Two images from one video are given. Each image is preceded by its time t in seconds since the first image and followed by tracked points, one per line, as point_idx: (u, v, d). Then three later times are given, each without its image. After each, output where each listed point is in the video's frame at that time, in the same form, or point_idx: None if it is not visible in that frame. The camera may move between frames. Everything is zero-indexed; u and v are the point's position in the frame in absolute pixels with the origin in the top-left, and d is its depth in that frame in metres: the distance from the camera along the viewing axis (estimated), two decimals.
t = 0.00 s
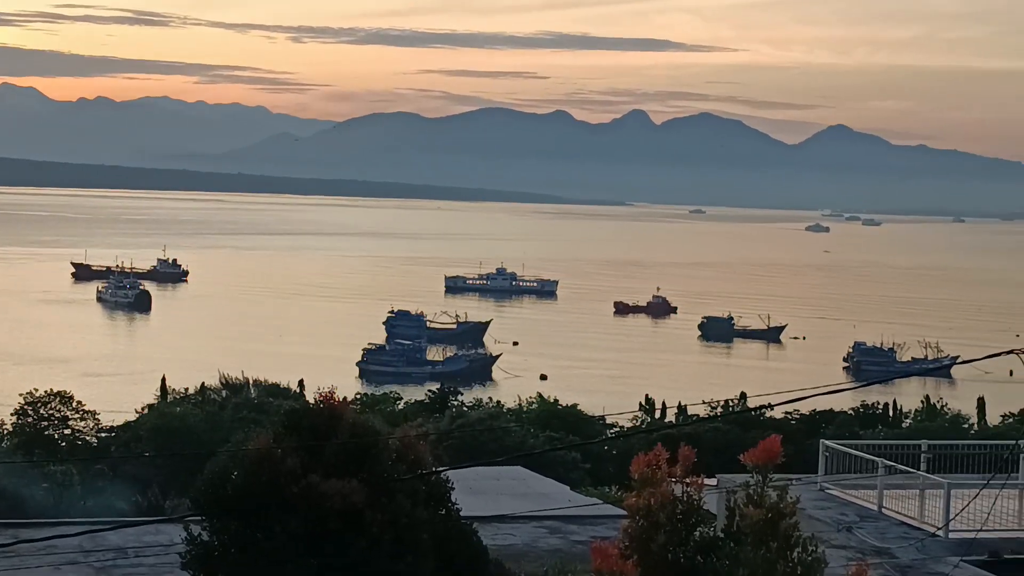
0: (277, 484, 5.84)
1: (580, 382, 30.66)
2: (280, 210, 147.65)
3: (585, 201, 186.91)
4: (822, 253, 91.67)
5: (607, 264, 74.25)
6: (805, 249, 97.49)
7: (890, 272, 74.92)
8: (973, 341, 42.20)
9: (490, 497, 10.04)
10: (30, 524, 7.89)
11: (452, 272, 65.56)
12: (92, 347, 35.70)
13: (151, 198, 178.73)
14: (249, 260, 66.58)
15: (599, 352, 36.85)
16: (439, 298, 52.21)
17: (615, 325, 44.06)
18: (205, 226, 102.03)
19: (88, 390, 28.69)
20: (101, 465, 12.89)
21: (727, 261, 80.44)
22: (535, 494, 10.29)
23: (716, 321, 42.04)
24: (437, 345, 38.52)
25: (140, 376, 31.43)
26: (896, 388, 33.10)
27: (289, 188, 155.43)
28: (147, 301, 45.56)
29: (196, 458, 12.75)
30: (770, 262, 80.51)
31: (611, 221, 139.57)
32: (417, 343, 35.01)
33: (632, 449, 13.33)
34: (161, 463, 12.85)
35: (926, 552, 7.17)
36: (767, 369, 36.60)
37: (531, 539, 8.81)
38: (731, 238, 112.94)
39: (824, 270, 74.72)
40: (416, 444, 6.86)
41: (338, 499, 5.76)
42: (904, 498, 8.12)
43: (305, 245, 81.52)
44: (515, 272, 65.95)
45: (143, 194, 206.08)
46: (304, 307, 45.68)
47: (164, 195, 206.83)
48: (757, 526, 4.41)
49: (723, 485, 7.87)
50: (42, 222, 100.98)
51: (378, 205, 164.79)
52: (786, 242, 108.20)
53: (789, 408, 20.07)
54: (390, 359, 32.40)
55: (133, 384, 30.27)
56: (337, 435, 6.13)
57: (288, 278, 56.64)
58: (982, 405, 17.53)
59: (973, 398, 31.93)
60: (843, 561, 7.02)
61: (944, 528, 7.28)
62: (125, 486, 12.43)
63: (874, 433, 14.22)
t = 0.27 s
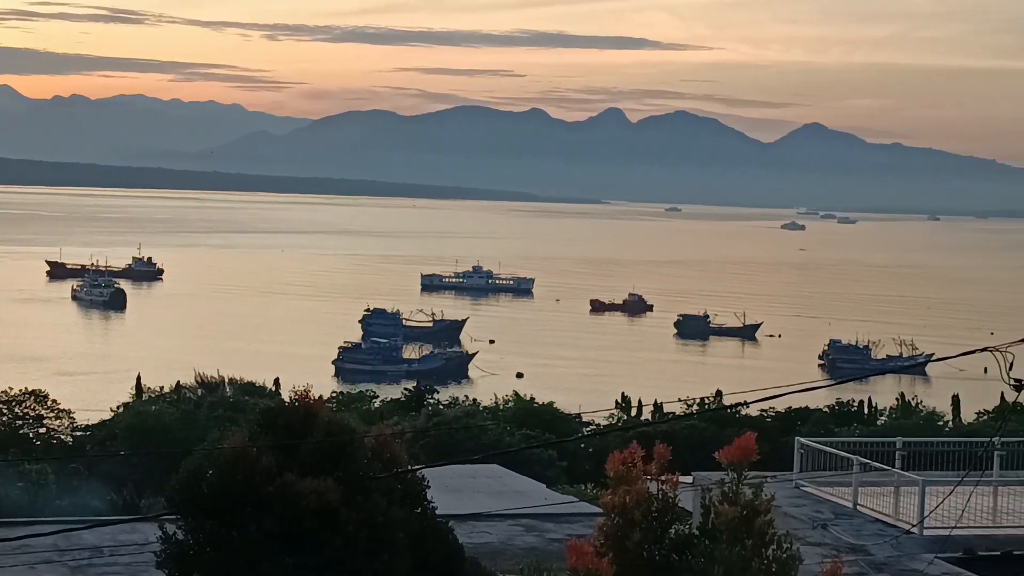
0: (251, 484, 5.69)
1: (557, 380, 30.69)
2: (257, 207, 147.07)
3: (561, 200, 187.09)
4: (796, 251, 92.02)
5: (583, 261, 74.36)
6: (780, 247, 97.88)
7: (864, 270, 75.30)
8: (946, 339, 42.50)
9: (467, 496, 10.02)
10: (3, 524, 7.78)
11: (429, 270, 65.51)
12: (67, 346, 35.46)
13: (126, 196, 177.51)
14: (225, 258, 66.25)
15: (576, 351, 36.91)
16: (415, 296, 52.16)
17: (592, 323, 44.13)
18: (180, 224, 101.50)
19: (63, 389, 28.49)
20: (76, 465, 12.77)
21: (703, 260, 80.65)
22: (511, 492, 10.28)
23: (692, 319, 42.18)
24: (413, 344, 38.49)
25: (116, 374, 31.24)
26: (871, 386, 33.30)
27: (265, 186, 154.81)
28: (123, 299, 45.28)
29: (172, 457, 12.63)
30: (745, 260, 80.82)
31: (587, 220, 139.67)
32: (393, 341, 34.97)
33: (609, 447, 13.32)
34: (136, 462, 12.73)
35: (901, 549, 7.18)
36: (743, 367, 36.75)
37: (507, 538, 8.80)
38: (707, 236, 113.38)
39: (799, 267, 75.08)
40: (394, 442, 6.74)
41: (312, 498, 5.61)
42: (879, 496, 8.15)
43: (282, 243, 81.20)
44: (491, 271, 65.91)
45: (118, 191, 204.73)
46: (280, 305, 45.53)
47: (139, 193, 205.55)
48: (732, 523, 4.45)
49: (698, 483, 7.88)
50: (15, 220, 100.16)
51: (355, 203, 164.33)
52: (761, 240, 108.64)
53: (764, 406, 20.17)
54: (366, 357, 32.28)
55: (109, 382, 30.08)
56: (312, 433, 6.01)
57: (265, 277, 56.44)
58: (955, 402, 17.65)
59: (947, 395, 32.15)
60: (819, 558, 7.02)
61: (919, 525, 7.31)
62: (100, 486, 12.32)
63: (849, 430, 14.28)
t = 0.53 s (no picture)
0: (221, 484, 5.60)
1: (528, 379, 30.68)
2: (228, 207, 146.11)
3: (534, 199, 187.14)
4: (767, 250, 92.35)
5: (554, 261, 74.40)
6: (752, 246, 98.24)
7: (834, 269, 75.67)
8: (916, 337, 42.82)
9: (438, 495, 9.98)
10: None
11: (400, 269, 65.35)
12: (35, 346, 35.13)
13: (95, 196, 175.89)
14: (195, 258, 65.84)
15: (548, 350, 36.90)
16: (386, 296, 52.01)
17: (563, 322, 44.13)
18: (150, 224, 100.75)
19: (31, 389, 28.22)
20: (45, 465, 12.66)
21: (674, 259, 80.84)
22: (484, 491, 10.26)
23: (664, 317, 42.26)
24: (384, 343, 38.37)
25: (85, 374, 30.98)
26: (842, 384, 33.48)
27: (236, 186, 153.86)
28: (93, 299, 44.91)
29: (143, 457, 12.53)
30: (715, 259, 81.09)
31: (559, 219, 139.65)
32: (364, 341, 34.88)
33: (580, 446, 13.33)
34: (107, 461, 12.60)
35: (871, 547, 7.20)
36: (715, 365, 36.85)
37: (478, 536, 8.79)
38: (678, 235, 113.66)
39: (769, 266, 75.45)
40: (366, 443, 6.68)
41: (284, 497, 5.52)
42: (848, 493, 8.20)
43: (253, 242, 80.76)
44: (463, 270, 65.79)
45: (88, 190, 202.93)
46: (250, 305, 45.30)
47: (110, 192, 203.84)
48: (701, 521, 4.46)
49: (670, 482, 7.88)
50: None
51: (327, 202, 163.61)
52: (731, 239, 109.07)
53: (735, 404, 20.23)
54: (338, 356, 32.08)
55: (79, 382, 29.83)
56: (284, 433, 5.95)
57: (235, 276, 56.13)
58: (924, 400, 17.78)
59: (918, 393, 32.35)
60: (792, 556, 7.04)
61: (889, 523, 7.36)
62: (70, 487, 12.19)
63: (820, 429, 14.34)
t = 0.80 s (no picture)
0: (188, 485, 5.50)
1: (496, 379, 30.71)
2: (196, 207, 145.25)
3: (503, 199, 187.23)
4: (734, 250, 92.90)
5: (523, 261, 74.50)
6: (720, 246, 98.68)
7: (801, 268, 76.17)
8: (881, 336, 43.18)
9: (404, 495, 9.94)
10: None
11: (368, 269, 65.23)
12: None
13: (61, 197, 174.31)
14: (161, 259, 65.42)
15: (517, 350, 36.95)
16: (354, 297, 51.93)
17: (531, 323, 44.21)
18: (116, 225, 100.02)
19: None
20: (9, 467, 12.51)
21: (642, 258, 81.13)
22: (450, 492, 10.24)
23: (631, 317, 42.44)
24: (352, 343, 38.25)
25: (50, 376, 30.73)
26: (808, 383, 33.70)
27: (204, 186, 152.98)
28: (59, 300, 44.53)
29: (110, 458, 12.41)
30: (684, 259, 81.42)
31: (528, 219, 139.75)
32: (331, 341, 34.83)
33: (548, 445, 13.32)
34: (73, 464, 12.47)
35: (838, 546, 7.23)
36: (682, 365, 37.00)
37: (446, 537, 8.76)
38: (645, 235, 114.15)
39: (736, 266, 75.87)
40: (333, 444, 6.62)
41: (250, 499, 5.43)
42: (815, 493, 8.22)
43: (220, 244, 80.32)
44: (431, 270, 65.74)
45: (54, 190, 201.08)
46: (217, 305, 45.09)
47: (76, 193, 202.07)
48: (668, 521, 4.49)
49: (637, 482, 7.87)
50: None
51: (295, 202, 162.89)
52: (698, 238, 109.66)
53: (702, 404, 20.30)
54: (305, 357, 32.08)
55: (43, 383, 29.59)
56: (249, 435, 5.86)
57: (202, 277, 55.84)
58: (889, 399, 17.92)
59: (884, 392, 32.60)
60: (759, 555, 7.04)
61: (855, 522, 7.38)
62: (35, 489, 12.06)
63: (786, 428, 14.41)
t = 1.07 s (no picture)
0: (147, 487, 5.39)
1: (459, 380, 30.69)
2: (157, 207, 143.97)
3: (468, 198, 186.98)
4: (696, 249, 93.47)
5: (486, 261, 74.50)
6: (682, 245, 99.30)
7: (762, 268, 76.67)
8: (842, 335, 43.57)
9: (367, 497, 9.91)
10: None
11: (331, 270, 64.97)
12: None
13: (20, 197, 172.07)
14: (121, 260, 64.84)
15: (480, 350, 36.95)
16: (316, 297, 51.72)
17: (494, 323, 44.23)
18: (75, 226, 98.98)
19: None
20: None
21: (604, 258, 81.39)
22: (412, 493, 10.20)
23: (594, 317, 42.57)
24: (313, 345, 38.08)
25: (8, 378, 30.36)
26: (771, 383, 33.91)
27: (166, 187, 151.71)
28: (19, 303, 44.02)
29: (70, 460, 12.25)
30: (645, 259, 81.75)
31: (491, 220, 139.64)
32: (293, 343, 34.68)
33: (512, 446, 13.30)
34: (33, 466, 12.29)
35: (800, 544, 7.25)
36: (645, 365, 37.14)
37: (408, 538, 8.73)
38: (608, 236, 114.52)
39: (697, 266, 76.25)
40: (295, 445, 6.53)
41: (212, 501, 5.33)
42: (777, 492, 8.25)
43: (180, 245, 79.67)
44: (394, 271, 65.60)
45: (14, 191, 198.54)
46: (178, 307, 44.78)
47: (36, 193, 199.62)
48: (629, 522, 4.51)
49: (600, 482, 7.86)
50: None
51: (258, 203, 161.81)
52: (660, 238, 110.26)
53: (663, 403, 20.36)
54: (267, 358, 31.92)
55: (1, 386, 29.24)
56: (210, 437, 5.75)
57: (162, 278, 55.41)
58: (849, 397, 18.07)
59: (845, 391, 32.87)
60: (721, 554, 7.05)
61: (817, 521, 7.40)
62: None
63: (748, 426, 14.48)
